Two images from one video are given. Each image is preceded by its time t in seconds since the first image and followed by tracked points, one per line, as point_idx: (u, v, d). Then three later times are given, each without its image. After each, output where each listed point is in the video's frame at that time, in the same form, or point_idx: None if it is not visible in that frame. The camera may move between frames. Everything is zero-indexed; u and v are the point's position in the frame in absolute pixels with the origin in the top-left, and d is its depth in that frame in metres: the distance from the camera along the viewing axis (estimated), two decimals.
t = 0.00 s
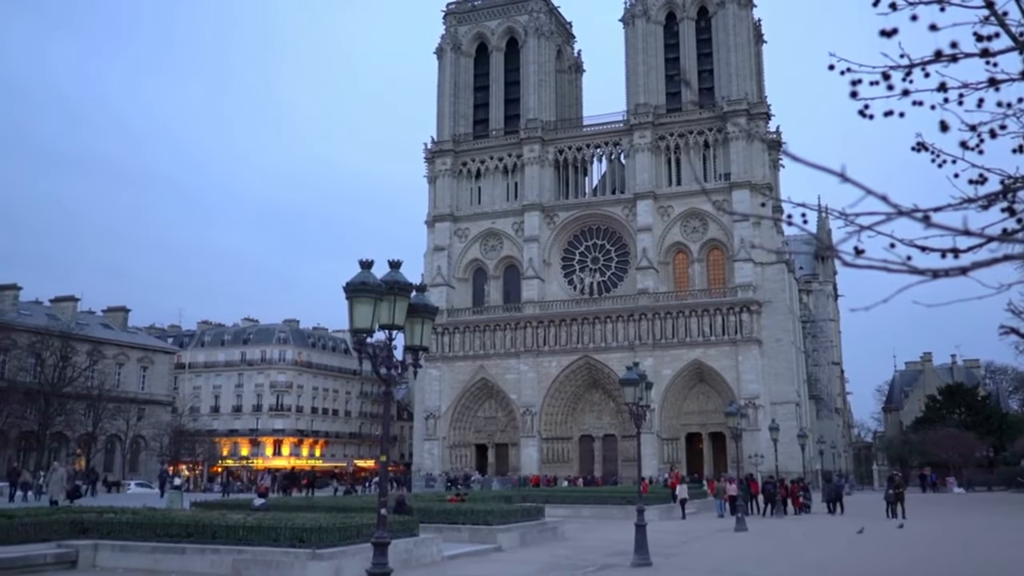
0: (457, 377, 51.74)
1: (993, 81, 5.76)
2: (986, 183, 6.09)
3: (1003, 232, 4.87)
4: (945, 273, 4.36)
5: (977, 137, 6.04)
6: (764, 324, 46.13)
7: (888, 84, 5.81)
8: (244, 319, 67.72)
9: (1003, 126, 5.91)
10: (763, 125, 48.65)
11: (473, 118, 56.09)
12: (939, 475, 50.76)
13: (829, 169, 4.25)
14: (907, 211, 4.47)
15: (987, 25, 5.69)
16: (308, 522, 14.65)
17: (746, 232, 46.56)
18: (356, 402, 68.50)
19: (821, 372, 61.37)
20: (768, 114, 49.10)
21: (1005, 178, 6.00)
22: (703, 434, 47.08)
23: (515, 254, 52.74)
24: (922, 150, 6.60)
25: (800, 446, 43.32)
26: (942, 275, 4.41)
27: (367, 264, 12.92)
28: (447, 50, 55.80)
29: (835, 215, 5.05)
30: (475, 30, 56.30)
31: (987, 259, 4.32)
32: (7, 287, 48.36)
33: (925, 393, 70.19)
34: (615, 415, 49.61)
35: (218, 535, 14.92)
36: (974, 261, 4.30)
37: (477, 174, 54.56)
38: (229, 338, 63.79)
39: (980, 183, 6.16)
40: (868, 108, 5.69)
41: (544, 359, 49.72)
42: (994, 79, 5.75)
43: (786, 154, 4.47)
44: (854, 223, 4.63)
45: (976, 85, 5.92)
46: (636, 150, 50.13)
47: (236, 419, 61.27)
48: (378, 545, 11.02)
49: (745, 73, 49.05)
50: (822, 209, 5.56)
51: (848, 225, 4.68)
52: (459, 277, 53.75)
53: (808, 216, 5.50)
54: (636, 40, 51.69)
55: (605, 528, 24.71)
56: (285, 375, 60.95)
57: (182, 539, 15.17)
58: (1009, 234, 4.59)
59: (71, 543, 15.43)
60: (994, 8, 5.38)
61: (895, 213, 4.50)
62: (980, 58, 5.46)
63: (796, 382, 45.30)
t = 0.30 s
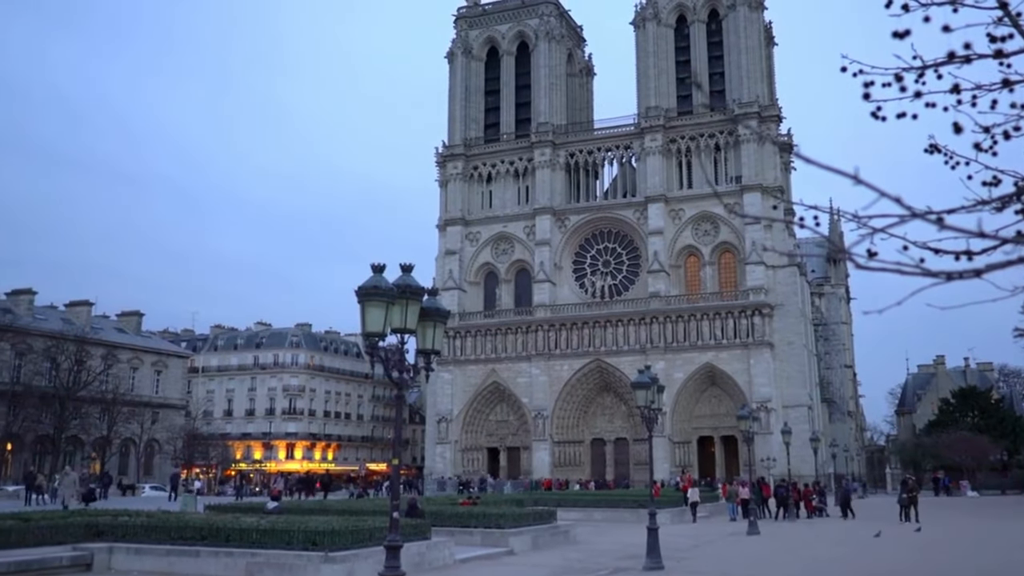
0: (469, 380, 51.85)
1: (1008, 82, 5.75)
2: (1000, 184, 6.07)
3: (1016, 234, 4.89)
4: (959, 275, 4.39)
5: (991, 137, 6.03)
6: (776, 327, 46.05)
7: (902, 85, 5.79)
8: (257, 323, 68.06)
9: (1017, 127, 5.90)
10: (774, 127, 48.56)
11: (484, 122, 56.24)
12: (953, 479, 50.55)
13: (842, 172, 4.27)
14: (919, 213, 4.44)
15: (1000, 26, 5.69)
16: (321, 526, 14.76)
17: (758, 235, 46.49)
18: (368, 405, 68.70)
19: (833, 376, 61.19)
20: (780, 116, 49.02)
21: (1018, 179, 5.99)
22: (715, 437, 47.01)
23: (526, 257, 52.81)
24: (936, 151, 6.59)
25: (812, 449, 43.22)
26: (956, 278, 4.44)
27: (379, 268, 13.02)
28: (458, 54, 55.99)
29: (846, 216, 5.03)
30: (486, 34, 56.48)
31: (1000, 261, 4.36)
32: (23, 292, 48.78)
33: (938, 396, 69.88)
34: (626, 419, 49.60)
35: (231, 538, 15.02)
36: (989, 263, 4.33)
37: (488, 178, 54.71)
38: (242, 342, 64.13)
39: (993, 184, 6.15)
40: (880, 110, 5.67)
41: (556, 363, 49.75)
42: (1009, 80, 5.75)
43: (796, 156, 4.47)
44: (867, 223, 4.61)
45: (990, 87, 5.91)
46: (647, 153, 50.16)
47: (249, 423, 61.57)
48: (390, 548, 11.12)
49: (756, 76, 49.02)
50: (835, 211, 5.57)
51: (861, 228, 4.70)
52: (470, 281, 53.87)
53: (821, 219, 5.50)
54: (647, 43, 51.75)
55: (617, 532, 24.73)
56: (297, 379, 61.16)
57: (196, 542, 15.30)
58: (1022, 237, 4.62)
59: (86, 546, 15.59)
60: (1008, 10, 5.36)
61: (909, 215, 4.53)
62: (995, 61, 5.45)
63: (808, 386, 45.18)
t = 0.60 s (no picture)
0: (482, 383, 51.92)
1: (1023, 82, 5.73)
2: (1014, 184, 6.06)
3: None
4: (975, 277, 4.40)
5: (1006, 137, 6.01)
6: (790, 329, 45.92)
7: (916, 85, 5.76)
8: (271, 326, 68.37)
9: None
10: (787, 129, 48.41)
11: (496, 125, 56.33)
12: (969, 482, 50.23)
13: (858, 174, 4.27)
14: (936, 215, 4.40)
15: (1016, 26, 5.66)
16: (335, 528, 14.86)
17: (771, 237, 46.39)
18: (382, 408, 68.88)
19: (848, 378, 60.97)
20: (793, 118, 48.89)
21: None
22: (729, 440, 46.91)
23: (539, 260, 52.85)
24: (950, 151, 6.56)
25: (827, 452, 43.07)
26: (972, 279, 4.45)
27: (392, 271, 13.12)
28: (470, 57, 56.13)
29: (859, 218, 5.01)
30: (498, 37, 56.60)
31: (1017, 263, 4.37)
32: (39, 296, 49.22)
33: (954, 398, 69.49)
34: (640, 421, 49.55)
35: (246, 540, 15.14)
36: (1005, 265, 4.35)
37: (501, 181, 54.80)
38: (256, 346, 64.46)
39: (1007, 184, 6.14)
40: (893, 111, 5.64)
41: (569, 365, 49.77)
42: None
43: (808, 159, 4.45)
44: (880, 226, 4.59)
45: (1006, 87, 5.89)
46: (660, 156, 50.15)
47: (264, 426, 61.88)
48: (404, 551, 11.20)
49: (768, 77, 48.89)
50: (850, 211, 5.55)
51: (876, 230, 4.70)
52: (483, 284, 53.98)
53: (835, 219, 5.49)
54: (659, 45, 51.76)
55: (631, 534, 24.75)
56: (312, 382, 61.38)
57: (212, 545, 15.43)
58: None
59: (103, 548, 15.73)
60: None
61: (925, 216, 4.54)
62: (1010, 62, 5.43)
63: (822, 388, 45.01)
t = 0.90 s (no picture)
0: (493, 387, 51.93)
1: None
2: None
3: None
4: (989, 279, 4.32)
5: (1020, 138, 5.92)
6: (801, 332, 45.80)
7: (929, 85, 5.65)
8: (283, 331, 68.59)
9: None
10: (798, 131, 48.27)
11: (507, 129, 56.40)
12: (984, 485, 49.93)
13: (869, 175, 4.17)
14: (949, 215, 4.32)
15: None
16: (348, 532, 14.91)
17: (782, 239, 46.30)
18: (393, 412, 68.98)
19: (860, 381, 60.74)
20: (804, 120, 48.76)
21: None
22: (741, 443, 46.80)
23: (550, 264, 52.86)
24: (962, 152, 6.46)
25: (839, 455, 42.93)
26: (986, 281, 4.37)
27: (403, 275, 13.19)
28: (480, 61, 56.23)
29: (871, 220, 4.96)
30: (508, 41, 56.68)
31: None
32: (53, 301, 49.59)
33: (967, 401, 69.12)
34: (651, 425, 49.49)
35: (259, 544, 15.23)
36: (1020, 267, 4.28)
37: (511, 184, 54.86)
38: (268, 350, 64.69)
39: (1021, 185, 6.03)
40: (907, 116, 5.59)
41: (580, 369, 49.74)
42: None
43: (821, 161, 4.40)
44: (892, 228, 4.55)
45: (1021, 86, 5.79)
46: (671, 159, 50.12)
47: (276, 430, 62.09)
48: (416, 555, 11.23)
49: (779, 79, 48.78)
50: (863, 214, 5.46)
51: (888, 231, 4.60)
52: (494, 287, 54.03)
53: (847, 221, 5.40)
54: (669, 48, 51.75)
55: (643, 538, 24.69)
56: (323, 386, 61.54)
57: (225, 549, 15.51)
58: None
59: (117, 552, 15.83)
60: None
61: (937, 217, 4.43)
62: None
63: (834, 391, 44.85)
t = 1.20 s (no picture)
0: (509, 395, 52.00)
1: None
2: None
3: None
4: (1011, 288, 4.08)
5: None
6: (818, 338, 45.63)
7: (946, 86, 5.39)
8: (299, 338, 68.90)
9: None
10: (813, 137, 48.15)
11: (521, 136, 56.55)
12: (1004, 492, 49.51)
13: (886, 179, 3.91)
14: (967, 221, 4.08)
15: None
16: (364, 540, 14.98)
17: (798, 245, 46.16)
18: (409, 420, 69.12)
19: (877, 387, 60.43)
20: (819, 126, 48.64)
21: None
22: (757, 450, 46.63)
23: (565, 271, 52.91)
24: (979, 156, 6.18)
25: (856, 462, 42.72)
26: (1009, 290, 4.12)
27: (419, 283, 13.29)
28: (495, 69, 56.42)
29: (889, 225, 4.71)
30: (522, 49, 56.88)
31: None
32: (72, 310, 50.09)
33: (985, 407, 68.61)
34: (667, 432, 49.39)
35: (276, 551, 15.32)
36: None
37: (526, 192, 55.00)
38: (285, 358, 64.99)
39: None
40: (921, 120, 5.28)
41: (595, 376, 49.71)
42: None
43: (836, 166, 4.19)
44: (910, 233, 4.30)
45: None
46: (685, 165, 50.12)
47: (293, 438, 62.36)
48: (433, 562, 11.30)
49: (793, 85, 48.70)
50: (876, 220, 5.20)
51: (903, 237, 4.35)
52: (509, 294, 54.12)
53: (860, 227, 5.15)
54: (683, 54, 51.79)
55: (659, 546, 24.65)
56: (340, 394, 61.77)
57: (242, 556, 15.62)
58: None
59: (136, 559, 15.98)
60: None
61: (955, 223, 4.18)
62: None
63: (851, 398, 44.61)
